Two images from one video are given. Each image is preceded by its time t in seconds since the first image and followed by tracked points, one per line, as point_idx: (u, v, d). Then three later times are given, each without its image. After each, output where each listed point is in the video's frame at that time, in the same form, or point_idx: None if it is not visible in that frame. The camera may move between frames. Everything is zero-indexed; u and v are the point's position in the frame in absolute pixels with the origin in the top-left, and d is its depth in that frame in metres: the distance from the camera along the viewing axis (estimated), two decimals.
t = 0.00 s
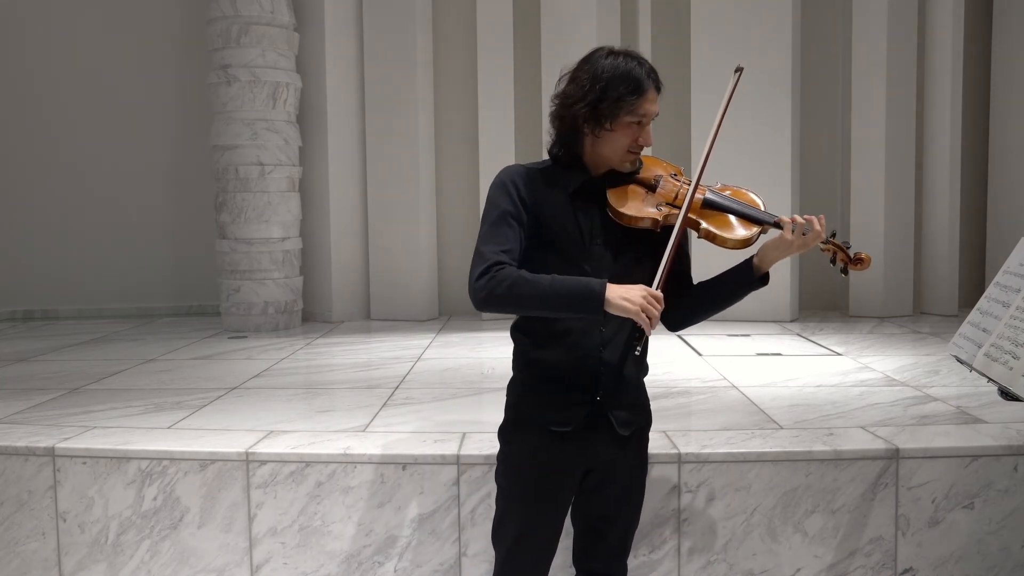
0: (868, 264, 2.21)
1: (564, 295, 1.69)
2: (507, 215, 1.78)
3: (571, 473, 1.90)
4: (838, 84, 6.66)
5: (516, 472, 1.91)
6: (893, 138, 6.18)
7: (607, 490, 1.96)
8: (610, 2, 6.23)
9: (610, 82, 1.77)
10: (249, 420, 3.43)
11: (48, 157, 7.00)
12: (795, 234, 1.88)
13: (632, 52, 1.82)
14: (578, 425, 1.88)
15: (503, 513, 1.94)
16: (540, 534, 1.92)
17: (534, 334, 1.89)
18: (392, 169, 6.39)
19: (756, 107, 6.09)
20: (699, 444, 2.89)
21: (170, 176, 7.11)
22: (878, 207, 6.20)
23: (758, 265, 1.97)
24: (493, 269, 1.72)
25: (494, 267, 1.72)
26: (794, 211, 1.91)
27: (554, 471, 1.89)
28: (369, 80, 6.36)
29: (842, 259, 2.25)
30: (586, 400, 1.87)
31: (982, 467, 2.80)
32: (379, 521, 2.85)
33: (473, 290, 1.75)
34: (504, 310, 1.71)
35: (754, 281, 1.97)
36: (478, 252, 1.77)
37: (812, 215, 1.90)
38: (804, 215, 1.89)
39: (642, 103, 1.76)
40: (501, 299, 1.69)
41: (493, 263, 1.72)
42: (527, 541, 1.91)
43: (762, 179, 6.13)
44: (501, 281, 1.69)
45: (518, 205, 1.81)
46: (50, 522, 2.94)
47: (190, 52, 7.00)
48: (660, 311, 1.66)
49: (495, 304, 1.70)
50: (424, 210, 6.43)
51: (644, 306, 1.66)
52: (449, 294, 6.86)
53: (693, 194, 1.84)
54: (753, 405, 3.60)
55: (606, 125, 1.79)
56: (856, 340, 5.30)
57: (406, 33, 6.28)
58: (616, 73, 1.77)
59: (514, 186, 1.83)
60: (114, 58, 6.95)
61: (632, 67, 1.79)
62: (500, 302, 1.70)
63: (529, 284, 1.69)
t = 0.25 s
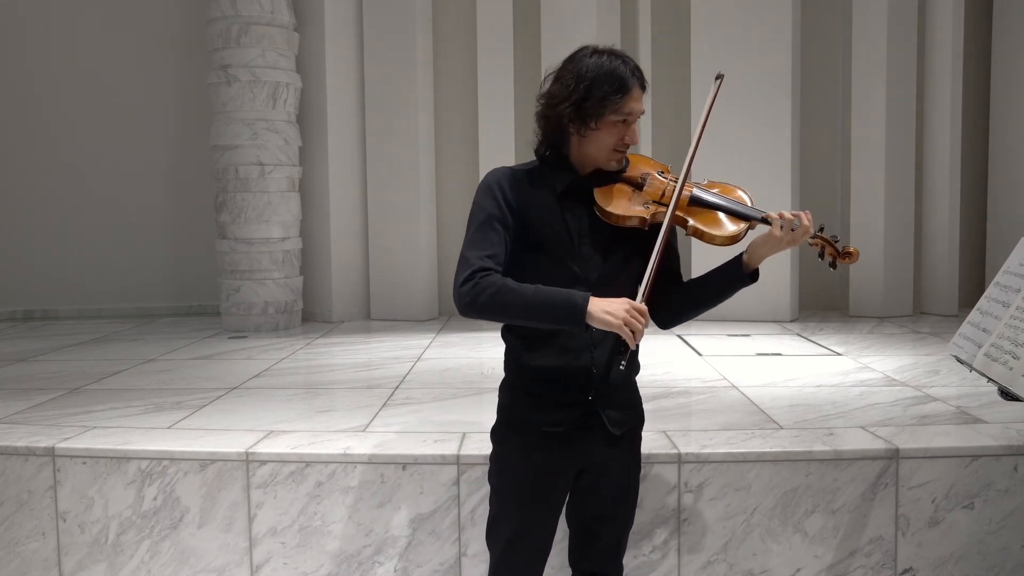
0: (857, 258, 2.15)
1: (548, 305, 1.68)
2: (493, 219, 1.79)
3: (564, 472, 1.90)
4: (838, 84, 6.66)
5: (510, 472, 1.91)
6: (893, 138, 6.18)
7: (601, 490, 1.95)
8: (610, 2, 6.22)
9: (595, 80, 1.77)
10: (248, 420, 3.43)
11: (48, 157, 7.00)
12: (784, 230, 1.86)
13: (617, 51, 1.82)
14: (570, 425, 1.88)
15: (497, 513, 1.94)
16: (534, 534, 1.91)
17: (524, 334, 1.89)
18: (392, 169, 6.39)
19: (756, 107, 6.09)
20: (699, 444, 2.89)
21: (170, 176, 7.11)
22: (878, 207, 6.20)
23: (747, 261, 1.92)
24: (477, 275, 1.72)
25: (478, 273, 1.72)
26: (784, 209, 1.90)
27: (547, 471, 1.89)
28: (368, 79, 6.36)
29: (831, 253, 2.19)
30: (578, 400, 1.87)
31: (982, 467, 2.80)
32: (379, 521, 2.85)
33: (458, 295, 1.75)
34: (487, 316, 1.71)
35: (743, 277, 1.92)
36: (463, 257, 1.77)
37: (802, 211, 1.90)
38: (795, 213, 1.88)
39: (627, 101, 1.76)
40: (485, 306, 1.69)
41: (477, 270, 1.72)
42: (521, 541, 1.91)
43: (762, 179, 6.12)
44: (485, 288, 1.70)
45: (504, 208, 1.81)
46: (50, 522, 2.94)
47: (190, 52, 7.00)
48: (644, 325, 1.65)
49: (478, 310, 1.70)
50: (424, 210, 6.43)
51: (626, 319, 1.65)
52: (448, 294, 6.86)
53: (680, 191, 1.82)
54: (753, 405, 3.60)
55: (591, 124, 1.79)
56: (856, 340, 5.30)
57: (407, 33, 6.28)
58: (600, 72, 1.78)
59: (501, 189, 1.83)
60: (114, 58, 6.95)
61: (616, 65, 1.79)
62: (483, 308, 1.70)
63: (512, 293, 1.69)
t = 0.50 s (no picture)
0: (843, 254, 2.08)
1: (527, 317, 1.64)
2: (475, 223, 1.76)
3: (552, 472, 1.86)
4: (838, 84, 6.66)
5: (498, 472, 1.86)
6: (893, 138, 6.18)
7: (592, 491, 1.89)
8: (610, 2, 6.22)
9: (576, 80, 1.74)
10: (249, 420, 3.43)
11: (47, 157, 7.00)
12: (769, 226, 1.82)
13: (598, 49, 1.79)
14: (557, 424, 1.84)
15: (486, 515, 1.89)
16: (523, 535, 1.87)
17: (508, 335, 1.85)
18: (392, 169, 6.40)
19: (755, 107, 6.09)
20: (699, 444, 2.89)
21: (170, 176, 7.11)
22: (878, 207, 6.20)
23: (734, 257, 1.89)
24: (459, 281, 1.70)
25: (458, 280, 1.69)
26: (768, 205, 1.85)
27: (535, 471, 1.85)
28: (369, 79, 6.37)
29: (816, 248, 2.11)
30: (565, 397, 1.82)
31: (982, 467, 2.80)
32: (379, 522, 2.85)
33: (440, 302, 1.73)
34: (467, 324, 1.68)
35: (731, 273, 1.89)
36: (445, 262, 1.74)
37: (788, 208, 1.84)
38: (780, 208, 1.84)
39: (609, 100, 1.73)
40: (464, 313, 1.67)
41: (458, 276, 1.70)
42: (511, 542, 1.86)
43: (762, 179, 6.12)
44: (464, 295, 1.67)
45: (486, 212, 1.78)
46: (49, 522, 2.94)
47: (190, 51, 7.00)
48: (622, 341, 1.60)
49: (459, 317, 1.68)
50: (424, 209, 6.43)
51: (603, 335, 1.60)
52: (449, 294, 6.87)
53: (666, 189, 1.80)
54: (753, 405, 3.60)
55: (573, 124, 1.75)
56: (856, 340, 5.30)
57: (407, 33, 6.28)
58: (582, 71, 1.74)
59: (483, 192, 1.81)
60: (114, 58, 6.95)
61: (599, 64, 1.75)
62: (463, 316, 1.68)
63: (491, 301, 1.66)
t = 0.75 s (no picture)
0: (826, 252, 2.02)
1: (502, 331, 1.63)
2: (454, 229, 1.75)
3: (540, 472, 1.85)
4: (838, 84, 6.66)
5: (485, 474, 1.86)
6: (893, 138, 6.18)
7: (582, 491, 1.88)
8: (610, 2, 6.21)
9: (557, 79, 1.72)
10: (249, 420, 3.43)
11: (47, 157, 7.00)
12: (752, 224, 1.81)
13: (579, 47, 1.76)
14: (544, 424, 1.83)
15: (475, 517, 1.88)
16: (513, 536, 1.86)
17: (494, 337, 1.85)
18: (392, 169, 6.40)
19: (755, 107, 6.09)
20: (699, 444, 2.89)
21: (170, 176, 7.11)
22: (878, 207, 6.20)
23: (716, 257, 1.88)
24: (438, 289, 1.69)
25: (436, 287, 1.69)
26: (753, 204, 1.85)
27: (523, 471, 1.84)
28: (369, 79, 6.37)
29: (800, 247, 2.06)
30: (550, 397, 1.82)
31: (982, 467, 2.80)
32: (379, 522, 2.85)
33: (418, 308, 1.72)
34: (444, 332, 1.68)
35: (713, 273, 1.87)
36: (425, 269, 1.74)
37: (768, 207, 1.84)
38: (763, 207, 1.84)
39: (590, 100, 1.71)
40: (440, 321, 1.67)
41: (437, 283, 1.70)
42: (501, 543, 1.85)
43: (762, 179, 6.12)
44: (442, 302, 1.67)
45: (465, 217, 1.77)
46: (49, 522, 2.94)
47: (190, 52, 7.00)
48: (596, 360, 1.58)
49: (436, 325, 1.67)
50: (424, 210, 6.43)
51: (577, 352, 1.58)
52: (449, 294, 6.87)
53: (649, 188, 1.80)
54: (753, 405, 3.60)
55: (554, 124, 1.74)
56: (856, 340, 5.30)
57: (407, 33, 6.28)
58: (562, 70, 1.72)
59: (463, 196, 1.79)
60: (114, 58, 6.95)
61: (579, 62, 1.73)
62: (439, 324, 1.67)
63: (468, 311, 1.65)
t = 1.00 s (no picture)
0: (809, 253, 2.01)
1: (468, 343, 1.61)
2: (432, 231, 1.74)
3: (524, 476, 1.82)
4: (838, 84, 6.67)
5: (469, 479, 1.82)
6: (893, 138, 6.18)
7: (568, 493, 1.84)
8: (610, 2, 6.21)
9: (535, 78, 1.71)
10: (249, 420, 3.43)
11: (47, 157, 7.00)
12: (733, 226, 1.76)
13: (559, 46, 1.76)
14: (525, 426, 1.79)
15: (462, 524, 1.85)
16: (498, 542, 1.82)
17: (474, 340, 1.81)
18: (392, 169, 6.39)
19: (756, 107, 6.09)
20: (699, 444, 2.89)
21: (170, 176, 7.11)
22: (879, 207, 6.20)
23: (697, 258, 1.83)
24: (412, 292, 1.68)
25: (410, 290, 1.68)
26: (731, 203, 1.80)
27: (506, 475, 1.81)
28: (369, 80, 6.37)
29: (783, 249, 2.05)
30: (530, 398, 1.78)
31: (982, 467, 2.80)
32: (379, 522, 2.85)
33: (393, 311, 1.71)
34: (416, 336, 1.67)
35: (694, 274, 1.83)
36: (402, 271, 1.73)
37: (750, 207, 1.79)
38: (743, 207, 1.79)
39: (569, 98, 1.69)
40: (412, 324, 1.66)
41: (411, 286, 1.69)
42: (489, 548, 1.82)
43: (762, 179, 6.12)
44: (415, 306, 1.66)
45: (443, 219, 1.76)
46: (50, 522, 2.94)
47: (191, 52, 7.00)
48: (562, 377, 1.54)
49: (409, 329, 1.66)
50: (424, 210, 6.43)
51: (544, 368, 1.55)
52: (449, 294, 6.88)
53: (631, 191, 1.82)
54: (753, 405, 3.60)
55: (533, 122, 1.72)
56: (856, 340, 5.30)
57: (407, 33, 6.29)
58: (541, 69, 1.72)
59: (441, 198, 1.78)
60: (114, 58, 6.95)
61: (558, 61, 1.73)
62: (412, 328, 1.66)
63: (438, 317, 1.64)
